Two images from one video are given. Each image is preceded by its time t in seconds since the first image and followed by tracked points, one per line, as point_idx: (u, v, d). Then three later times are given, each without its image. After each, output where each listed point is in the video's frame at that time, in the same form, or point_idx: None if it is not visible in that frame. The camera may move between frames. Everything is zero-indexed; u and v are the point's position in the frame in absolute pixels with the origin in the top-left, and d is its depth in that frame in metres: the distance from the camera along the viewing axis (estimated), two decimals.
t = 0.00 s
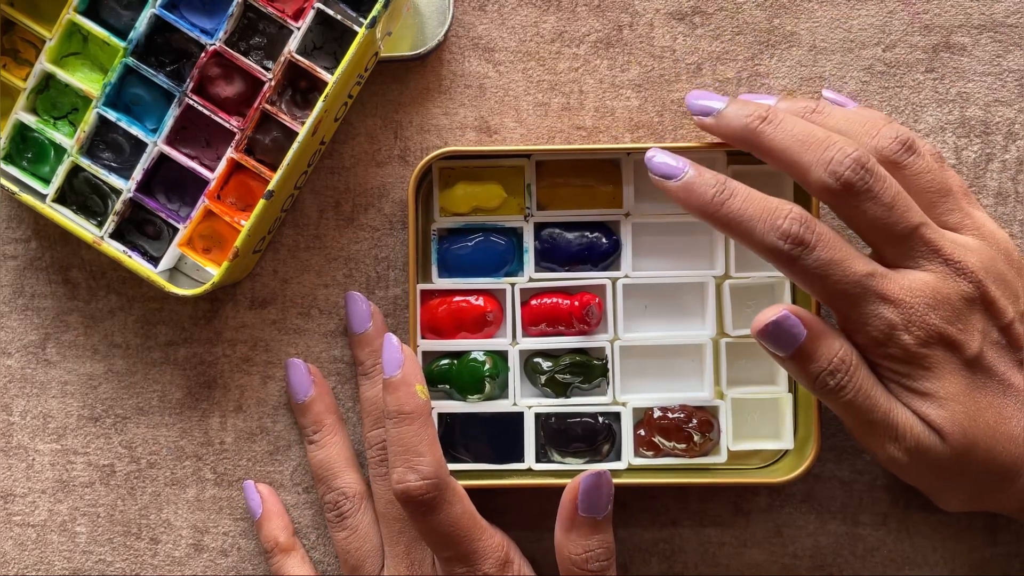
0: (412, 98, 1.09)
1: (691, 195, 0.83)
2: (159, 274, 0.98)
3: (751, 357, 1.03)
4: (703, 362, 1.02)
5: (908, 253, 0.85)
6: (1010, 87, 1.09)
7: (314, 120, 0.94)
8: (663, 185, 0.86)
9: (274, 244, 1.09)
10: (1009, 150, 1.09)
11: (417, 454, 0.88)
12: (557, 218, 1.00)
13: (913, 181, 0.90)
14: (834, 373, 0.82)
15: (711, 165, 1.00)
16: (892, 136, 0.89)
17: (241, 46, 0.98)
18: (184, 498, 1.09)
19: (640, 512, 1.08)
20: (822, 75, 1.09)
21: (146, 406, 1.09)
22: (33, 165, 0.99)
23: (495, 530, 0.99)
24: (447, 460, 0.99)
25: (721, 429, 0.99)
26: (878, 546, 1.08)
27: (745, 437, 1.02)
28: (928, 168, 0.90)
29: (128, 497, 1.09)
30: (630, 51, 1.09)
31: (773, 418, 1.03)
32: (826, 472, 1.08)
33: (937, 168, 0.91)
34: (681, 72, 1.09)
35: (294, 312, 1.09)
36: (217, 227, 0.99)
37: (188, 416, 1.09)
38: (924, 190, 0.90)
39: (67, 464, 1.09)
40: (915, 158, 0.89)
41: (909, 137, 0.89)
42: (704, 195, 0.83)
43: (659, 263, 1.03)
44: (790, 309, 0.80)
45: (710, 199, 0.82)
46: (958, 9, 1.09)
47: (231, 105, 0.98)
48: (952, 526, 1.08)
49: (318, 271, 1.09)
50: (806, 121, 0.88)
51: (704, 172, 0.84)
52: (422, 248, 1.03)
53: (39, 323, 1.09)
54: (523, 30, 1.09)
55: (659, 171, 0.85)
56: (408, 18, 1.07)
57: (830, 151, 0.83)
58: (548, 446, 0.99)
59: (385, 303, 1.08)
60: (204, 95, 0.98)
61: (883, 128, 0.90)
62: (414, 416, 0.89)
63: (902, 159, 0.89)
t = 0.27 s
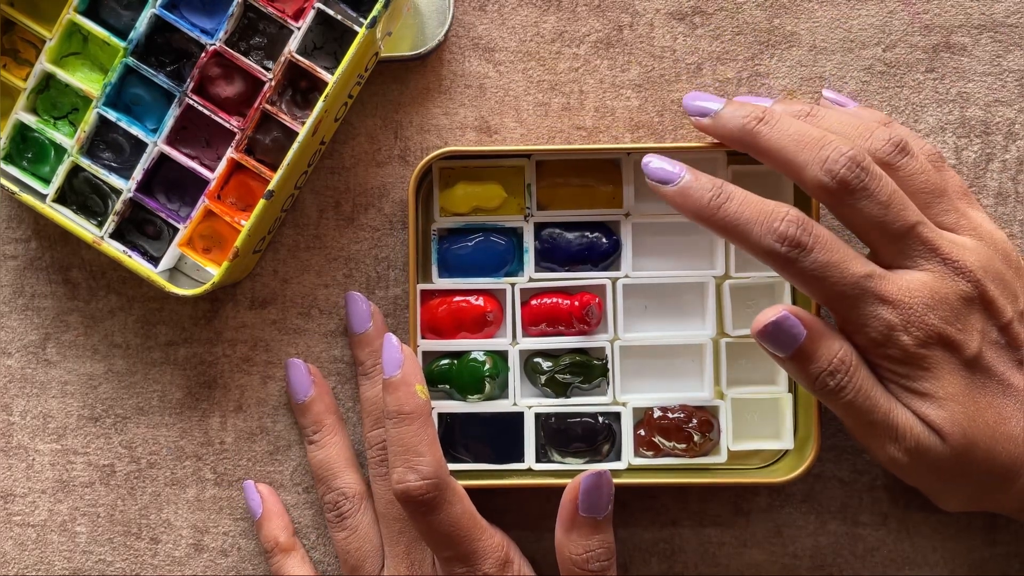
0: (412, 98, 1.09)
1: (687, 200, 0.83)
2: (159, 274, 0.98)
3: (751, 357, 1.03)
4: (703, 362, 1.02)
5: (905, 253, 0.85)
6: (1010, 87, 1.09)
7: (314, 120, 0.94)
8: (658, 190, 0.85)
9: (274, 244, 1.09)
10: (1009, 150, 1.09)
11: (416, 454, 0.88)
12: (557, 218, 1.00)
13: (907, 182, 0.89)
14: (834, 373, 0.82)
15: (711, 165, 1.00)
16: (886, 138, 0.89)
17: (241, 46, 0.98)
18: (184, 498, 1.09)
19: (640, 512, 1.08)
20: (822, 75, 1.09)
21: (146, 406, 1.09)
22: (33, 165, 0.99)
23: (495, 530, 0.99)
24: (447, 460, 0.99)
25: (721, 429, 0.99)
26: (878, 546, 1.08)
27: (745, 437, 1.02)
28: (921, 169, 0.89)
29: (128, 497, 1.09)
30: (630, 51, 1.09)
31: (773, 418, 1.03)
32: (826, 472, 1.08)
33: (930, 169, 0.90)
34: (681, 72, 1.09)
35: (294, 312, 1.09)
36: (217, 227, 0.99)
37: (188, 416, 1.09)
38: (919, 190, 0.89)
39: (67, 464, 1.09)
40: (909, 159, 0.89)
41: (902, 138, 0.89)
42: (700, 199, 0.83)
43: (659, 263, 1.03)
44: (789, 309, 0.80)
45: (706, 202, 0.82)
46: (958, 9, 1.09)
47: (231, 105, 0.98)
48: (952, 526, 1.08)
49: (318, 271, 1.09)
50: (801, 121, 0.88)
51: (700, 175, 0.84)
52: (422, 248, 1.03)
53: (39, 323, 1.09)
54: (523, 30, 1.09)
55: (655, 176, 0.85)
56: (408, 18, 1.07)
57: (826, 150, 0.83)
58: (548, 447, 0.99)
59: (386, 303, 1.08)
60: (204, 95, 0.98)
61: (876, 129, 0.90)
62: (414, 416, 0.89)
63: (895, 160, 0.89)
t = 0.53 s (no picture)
0: (412, 98, 1.09)
1: (660, 275, 0.74)
2: (159, 274, 0.98)
3: (751, 357, 1.03)
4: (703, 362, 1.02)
5: (900, 271, 0.83)
6: (1010, 87, 1.09)
7: (313, 120, 0.94)
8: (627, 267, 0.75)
9: (274, 244, 1.08)
10: (1009, 150, 1.09)
11: (417, 454, 0.88)
12: (558, 218, 1.00)
13: (894, 191, 0.87)
14: (841, 428, 0.77)
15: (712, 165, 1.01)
16: (873, 146, 0.87)
17: (241, 46, 0.98)
18: (184, 498, 1.09)
19: (640, 512, 1.08)
20: (822, 75, 1.09)
21: (146, 406, 1.09)
22: (33, 165, 0.99)
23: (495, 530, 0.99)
24: (447, 460, 0.99)
25: (721, 429, 0.99)
26: (878, 546, 1.08)
27: (745, 437, 1.02)
28: (908, 175, 0.87)
29: (128, 497, 1.09)
30: (630, 51, 1.09)
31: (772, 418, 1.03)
32: (826, 472, 1.08)
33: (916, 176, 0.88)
34: (681, 72, 1.09)
35: (294, 312, 1.09)
36: (217, 227, 0.99)
37: (188, 416, 1.09)
38: (905, 200, 0.87)
39: (67, 464, 1.09)
40: (895, 166, 0.87)
41: (889, 147, 0.87)
42: (674, 271, 0.74)
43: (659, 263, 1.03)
44: (781, 374, 0.73)
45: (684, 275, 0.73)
46: (958, 9, 1.09)
47: (231, 105, 0.98)
48: (952, 526, 1.08)
49: (318, 271, 1.09)
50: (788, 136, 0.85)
51: (666, 243, 0.74)
52: (422, 248, 1.03)
53: (39, 323, 1.09)
54: (523, 30, 1.09)
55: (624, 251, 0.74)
56: (408, 18, 1.07)
57: (821, 164, 0.80)
58: (548, 446, 0.99)
59: (386, 303, 1.08)
60: (204, 95, 0.98)
61: (863, 137, 0.88)
62: (414, 416, 0.89)
63: (883, 168, 0.87)
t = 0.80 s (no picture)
0: (412, 98, 1.09)
1: (666, 259, 0.75)
2: (159, 274, 0.98)
3: (751, 357, 1.03)
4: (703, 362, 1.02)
5: (899, 272, 0.83)
6: (1010, 87, 1.09)
7: (314, 120, 0.94)
8: (636, 253, 0.76)
9: (274, 244, 1.08)
10: (1009, 150, 1.09)
11: (417, 455, 0.88)
12: (557, 218, 1.00)
13: (897, 192, 0.87)
14: (841, 430, 0.78)
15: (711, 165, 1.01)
16: (876, 146, 0.87)
17: (241, 46, 0.98)
18: (184, 498, 1.09)
19: (639, 511, 1.08)
20: (822, 75, 1.09)
21: (146, 406, 1.09)
22: (33, 165, 0.99)
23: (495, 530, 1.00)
24: (447, 460, 0.99)
25: (721, 429, 0.99)
26: (878, 546, 1.08)
27: (745, 437, 1.02)
28: (910, 176, 0.87)
29: (128, 497, 1.09)
30: (630, 51, 1.09)
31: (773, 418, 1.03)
32: (826, 472, 1.08)
33: (919, 177, 0.88)
34: (681, 72, 1.09)
35: (294, 312, 1.09)
36: (217, 227, 0.99)
37: (188, 416, 1.09)
38: (908, 201, 0.87)
39: (67, 464, 1.09)
40: (898, 167, 0.87)
41: (892, 148, 0.87)
42: (681, 259, 0.75)
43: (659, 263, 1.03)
44: (778, 377, 0.76)
45: (690, 264, 0.75)
46: (958, 9, 1.09)
47: (231, 105, 0.98)
48: (952, 526, 1.08)
49: (318, 271, 1.09)
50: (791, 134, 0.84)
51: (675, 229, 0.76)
52: (422, 248, 1.03)
53: (39, 323, 1.09)
54: (523, 31, 1.09)
55: (632, 235, 0.75)
56: (408, 18, 1.07)
57: (822, 165, 0.80)
58: (548, 446, 0.99)
59: (385, 303, 1.08)
60: (204, 95, 0.98)
61: (867, 136, 0.87)
62: (414, 416, 0.89)
63: (886, 169, 0.87)
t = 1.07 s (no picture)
0: (412, 98, 1.09)
1: (671, 225, 0.78)
2: (159, 274, 0.98)
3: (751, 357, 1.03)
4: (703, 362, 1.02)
5: (889, 264, 0.84)
6: (1010, 87, 1.09)
7: (314, 120, 0.94)
8: (642, 214, 0.79)
9: (274, 244, 1.08)
10: (1009, 150, 1.09)
11: (415, 455, 0.88)
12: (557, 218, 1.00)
13: (890, 189, 0.88)
14: (835, 412, 0.78)
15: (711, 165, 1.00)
16: (873, 143, 0.88)
17: (241, 46, 0.98)
18: (184, 498, 1.09)
19: (640, 511, 1.08)
20: (822, 75, 1.09)
21: (146, 406, 1.09)
22: (33, 165, 0.99)
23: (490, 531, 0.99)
24: (447, 460, 0.99)
25: (721, 429, 0.99)
26: (878, 546, 1.08)
27: (745, 437, 1.02)
28: (907, 173, 0.88)
29: (128, 497, 1.09)
30: (630, 51, 1.09)
31: (773, 418, 1.03)
32: (826, 472, 1.08)
33: (915, 174, 0.89)
34: (681, 72, 1.09)
35: (294, 312, 1.09)
36: (217, 227, 0.99)
37: (188, 416, 1.09)
38: (903, 198, 0.88)
39: (67, 463, 1.09)
40: (894, 165, 0.87)
41: (888, 145, 0.88)
42: (685, 224, 0.78)
43: (659, 263, 1.03)
44: (776, 356, 0.75)
45: (692, 229, 0.77)
46: (958, 9, 1.09)
47: (231, 105, 0.98)
48: (953, 527, 1.08)
49: (318, 271, 1.09)
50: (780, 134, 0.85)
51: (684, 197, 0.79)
52: (422, 248, 1.03)
53: (39, 323, 1.09)
54: (523, 30, 1.09)
55: (639, 199, 0.79)
56: (408, 19, 1.07)
57: (805, 167, 0.81)
58: (548, 447, 0.99)
59: (385, 303, 1.08)
60: (204, 95, 0.98)
61: (864, 133, 0.88)
62: (410, 417, 0.88)
63: (882, 167, 0.87)
